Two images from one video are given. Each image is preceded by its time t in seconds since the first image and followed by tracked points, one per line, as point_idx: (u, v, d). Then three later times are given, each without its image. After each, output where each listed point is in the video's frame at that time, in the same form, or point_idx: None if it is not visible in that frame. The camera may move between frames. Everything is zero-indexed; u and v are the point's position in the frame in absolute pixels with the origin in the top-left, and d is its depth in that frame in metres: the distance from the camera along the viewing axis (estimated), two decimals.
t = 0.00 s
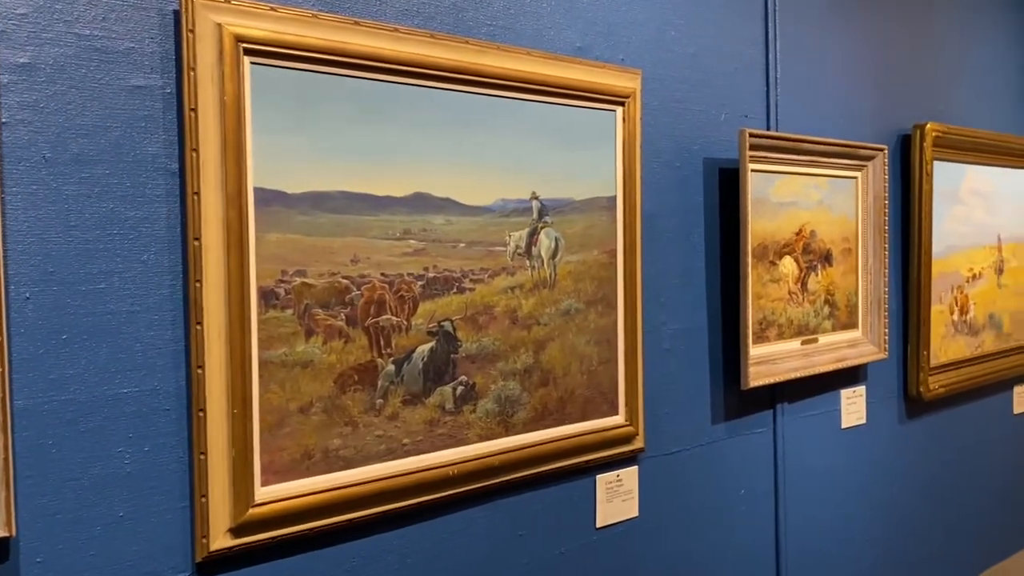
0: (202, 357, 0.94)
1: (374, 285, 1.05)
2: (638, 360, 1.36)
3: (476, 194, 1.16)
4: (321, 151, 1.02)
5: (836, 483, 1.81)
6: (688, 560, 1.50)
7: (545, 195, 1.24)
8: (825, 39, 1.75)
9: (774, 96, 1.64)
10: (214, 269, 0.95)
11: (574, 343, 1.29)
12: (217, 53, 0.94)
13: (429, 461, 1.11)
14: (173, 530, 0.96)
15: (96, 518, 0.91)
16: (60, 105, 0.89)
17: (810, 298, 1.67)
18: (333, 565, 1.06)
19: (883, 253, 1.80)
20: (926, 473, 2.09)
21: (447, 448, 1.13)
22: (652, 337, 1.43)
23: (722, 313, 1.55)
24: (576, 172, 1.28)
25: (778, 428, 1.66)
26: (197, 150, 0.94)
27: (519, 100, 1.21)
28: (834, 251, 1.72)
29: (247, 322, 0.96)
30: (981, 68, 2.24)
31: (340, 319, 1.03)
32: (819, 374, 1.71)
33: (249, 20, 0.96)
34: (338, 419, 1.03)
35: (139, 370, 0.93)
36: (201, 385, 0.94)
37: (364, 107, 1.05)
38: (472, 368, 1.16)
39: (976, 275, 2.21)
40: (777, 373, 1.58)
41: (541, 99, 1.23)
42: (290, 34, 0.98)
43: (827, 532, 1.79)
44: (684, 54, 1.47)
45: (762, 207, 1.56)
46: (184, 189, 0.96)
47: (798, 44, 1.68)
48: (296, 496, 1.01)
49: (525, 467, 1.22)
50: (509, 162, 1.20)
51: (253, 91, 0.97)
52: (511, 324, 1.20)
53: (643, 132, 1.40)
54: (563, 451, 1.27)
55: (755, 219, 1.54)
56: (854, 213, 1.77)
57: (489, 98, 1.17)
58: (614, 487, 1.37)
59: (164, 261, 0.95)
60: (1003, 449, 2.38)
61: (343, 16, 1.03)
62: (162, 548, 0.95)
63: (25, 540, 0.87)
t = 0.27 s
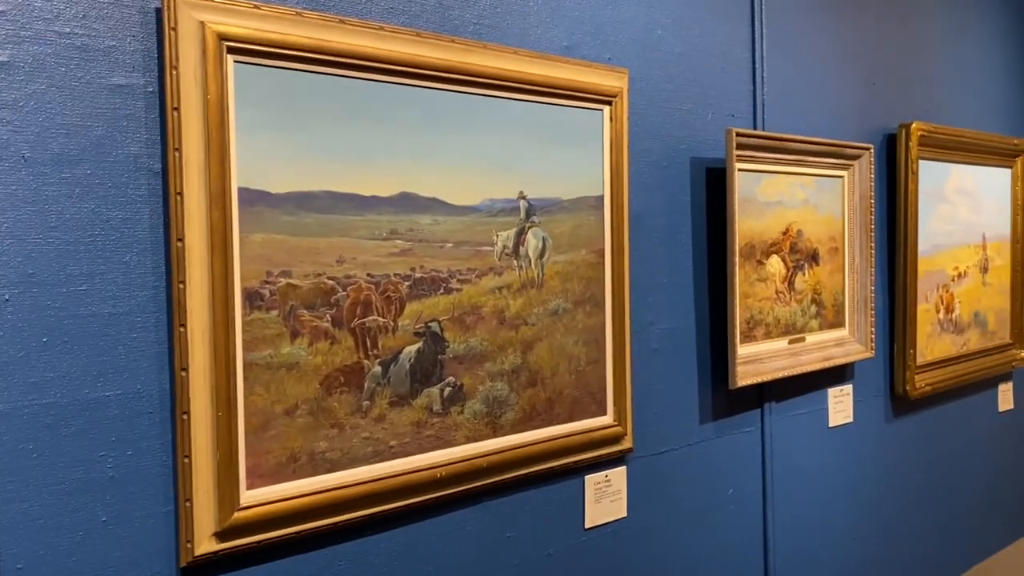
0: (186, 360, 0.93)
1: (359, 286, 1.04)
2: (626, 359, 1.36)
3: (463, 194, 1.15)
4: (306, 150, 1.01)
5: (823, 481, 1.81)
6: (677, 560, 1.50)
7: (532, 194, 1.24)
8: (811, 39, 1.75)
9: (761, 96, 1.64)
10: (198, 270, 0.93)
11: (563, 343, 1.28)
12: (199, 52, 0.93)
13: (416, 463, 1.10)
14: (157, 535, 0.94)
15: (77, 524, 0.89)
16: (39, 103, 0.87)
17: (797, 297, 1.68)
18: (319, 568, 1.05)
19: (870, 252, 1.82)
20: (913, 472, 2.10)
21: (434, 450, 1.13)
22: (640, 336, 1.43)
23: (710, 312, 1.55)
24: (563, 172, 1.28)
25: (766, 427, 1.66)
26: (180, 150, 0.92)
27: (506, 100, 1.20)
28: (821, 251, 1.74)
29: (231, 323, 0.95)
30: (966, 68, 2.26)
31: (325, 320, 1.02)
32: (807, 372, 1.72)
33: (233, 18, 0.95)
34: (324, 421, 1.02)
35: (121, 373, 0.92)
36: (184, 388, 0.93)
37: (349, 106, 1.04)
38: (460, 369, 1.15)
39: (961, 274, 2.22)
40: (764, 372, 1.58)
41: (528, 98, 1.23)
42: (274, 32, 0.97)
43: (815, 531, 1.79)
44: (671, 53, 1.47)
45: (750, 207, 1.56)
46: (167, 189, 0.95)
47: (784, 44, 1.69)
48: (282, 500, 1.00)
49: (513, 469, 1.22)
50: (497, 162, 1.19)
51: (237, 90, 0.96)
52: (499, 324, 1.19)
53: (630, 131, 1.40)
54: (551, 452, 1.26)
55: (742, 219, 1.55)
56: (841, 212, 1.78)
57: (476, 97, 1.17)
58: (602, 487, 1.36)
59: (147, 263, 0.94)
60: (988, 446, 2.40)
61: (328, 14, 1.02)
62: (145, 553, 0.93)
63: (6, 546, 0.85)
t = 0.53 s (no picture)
0: (167, 361, 0.91)
1: (345, 286, 1.03)
2: (615, 358, 1.36)
3: (450, 192, 1.14)
4: (290, 149, 1.00)
5: (811, 479, 1.81)
6: (665, 559, 1.49)
7: (520, 192, 1.23)
8: (798, 37, 1.76)
9: (749, 94, 1.64)
10: (180, 269, 0.92)
11: (551, 342, 1.27)
12: (181, 48, 0.91)
13: (403, 464, 1.09)
14: (139, 539, 0.92)
15: (57, 528, 0.88)
16: (16, 100, 0.86)
17: (784, 296, 1.69)
18: (305, 571, 1.03)
19: (857, 250, 1.83)
20: (900, 469, 2.10)
21: (421, 451, 1.11)
22: (628, 336, 1.43)
23: (699, 311, 1.55)
24: (551, 170, 1.27)
25: (754, 426, 1.67)
26: (161, 147, 0.91)
27: (494, 97, 1.19)
28: (808, 248, 1.75)
29: (214, 324, 0.94)
30: (952, 67, 2.27)
31: (310, 320, 1.00)
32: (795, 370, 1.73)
33: (215, 14, 0.93)
34: (309, 423, 1.01)
35: (102, 375, 0.90)
36: (166, 389, 0.91)
37: (334, 104, 1.03)
38: (447, 369, 1.14)
39: (948, 272, 2.23)
40: (752, 371, 1.59)
41: (515, 95, 1.22)
42: (257, 28, 0.96)
43: (803, 529, 1.79)
44: (658, 51, 1.47)
45: (738, 205, 1.57)
46: (149, 187, 0.93)
47: (772, 42, 1.69)
48: (266, 502, 0.98)
49: (500, 469, 1.21)
50: (484, 160, 1.18)
51: (219, 87, 0.95)
52: (486, 324, 1.18)
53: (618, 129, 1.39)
54: (540, 452, 1.25)
55: (731, 217, 1.56)
56: (828, 210, 1.79)
57: (463, 94, 1.15)
58: (591, 487, 1.35)
59: (128, 262, 0.92)
60: (975, 443, 2.41)
61: (312, 10, 1.01)
62: (127, 558, 0.91)
63: None
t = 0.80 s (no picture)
0: (147, 361, 0.90)
1: (329, 285, 1.02)
2: (603, 358, 1.35)
3: (436, 190, 1.12)
4: (272, 146, 0.98)
5: (800, 478, 1.81)
6: (654, 559, 1.48)
7: (506, 190, 1.21)
8: (786, 36, 1.76)
9: (737, 92, 1.64)
10: (160, 268, 0.90)
11: (538, 342, 1.26)
12: (161, 43, 0.89)
13: (388, 466, 1.08)
14: (119, 542, 0.90)
15: (34, 532, 0.85)
16: None
17: (773, 294, 1.69)
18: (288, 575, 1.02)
19: (845, 248, 1.84)
20: (889, 468, 2.10)
21: (407, 452, 1.10)
22: (616, 335, 1.42)
23: (687, 310, 1.55)
24: (538, 168, 1.26)
25: (743, 425, 1.66)
26: (141, 144, 0.89)
27: (481, 94, 1.18)
28: (797, 247, 1.75)
29: (195, 324, 0.92)
30: (940, 65, 2.27)
31: (294, 319, 0.99)
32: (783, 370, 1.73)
33: (195, 9, 0.91)
34: (293, 424, 1.00)
35: (80, 376, 0.88)
36: (146, 391, 0.90)
37: (318, 101, 1.02)
38: (433, 369, 1.12)
39: (936, 270, 2.23)
40: (741, 370, 1.59)
41: (502, 93, 1.20)
42: (239, 23, 0.94)
43: (792, 528, 1.79)
44: (647, 48, 1.46)
45: (726, 203, 1.57)
46: (128, 185, 0.91)
47: (760, 40, 1.69)
48: (250, 505, 0.96)
49: (488, 470, 1.20)
50: (470, 157, 1.17)
51: (200, 83, 0.93)
52: (473, 323, 1.17)
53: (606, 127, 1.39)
54: (527, 452, 1.24)
55: (719, 215, 1.56)
56: (817, 209, 1.79)
57: (449, 92, 1.14)
58: (579, 487, 1.35)
59: (107, 261, 0.90)
60: (963, 441, 2.42)
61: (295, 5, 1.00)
62: (106, 563, 0.89)
63: None
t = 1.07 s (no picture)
0: (122, 364, 0.88)
1: (308, 286, 1.00)
2: (589, 359, 1.34)
3: (419, 190, 1.11)
4: (250, 145, 0.96)
5: (787, 478, 1.81)
6: (641, 561, 1.48)
7: (491, 190, 1.20)
8: (774, 35, 1.75)
9: (724, 92, 1.64)
10: (135, 269, 0.88)
11: (523, 343, 1.25)
12: (136, 41, 0.88)
13: (370, 469, 1.07)
14: (93, 549, 0.88)
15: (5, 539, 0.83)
16: None
17: (760, 295, 1.69)
18: None
19: (833, 248, 1.83)
20: (877, 469, 2.10)
21: (389, 455, 1.09)
22: (603, 336, 1.41)
23: (674, 310, 1.54)
24: (523, 168, 1.24)
25: (730, 426, 1.66)
26: (115, 143, 0.87)
27: (465, 93, 1.17)
28: (784, 247, 1.74)
29: (172, 326, 0.90)
30: (928, 65, 2.27)
31: (273, 321, 0.97)
32: (770, 370, 1.73)
33: (171, 5, 0.90)
34: (272, 427, 0.98)
35: (53, 380, 0.86)
36: (121, 395, 0.88)
37: (297, 99, 1.00)
38: (416, 371, 1.11)
39: (924, 270, 2.23)
40: (728, 371, 1.58)
41: (486, 92, 1.19)
42: (215, 20, 0.92)
43: (779, 529, 1.78)
44: (633, 47, 1.46)
45: (713, 204, 1.57)
46: (102, 185, 0.89)
47: (748, 39, 1.69)
48: (228, 510, 0.95)
49: (471, 473, 1.18)
50: (454, 156, 1.15)
51: (176, 81, 0.91)
52: (457, 325, 1.16)
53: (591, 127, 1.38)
54: (512, 455, 1.23)
55: (705, 216, 1.56)
56: (804, 209, 1.79)
57: (431, 91, 1.13)
58: (565, 490, 1.34)
59: (81, 263, 0.88)
60: (951, 441, 2.42)
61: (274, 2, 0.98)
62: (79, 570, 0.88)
63: None
